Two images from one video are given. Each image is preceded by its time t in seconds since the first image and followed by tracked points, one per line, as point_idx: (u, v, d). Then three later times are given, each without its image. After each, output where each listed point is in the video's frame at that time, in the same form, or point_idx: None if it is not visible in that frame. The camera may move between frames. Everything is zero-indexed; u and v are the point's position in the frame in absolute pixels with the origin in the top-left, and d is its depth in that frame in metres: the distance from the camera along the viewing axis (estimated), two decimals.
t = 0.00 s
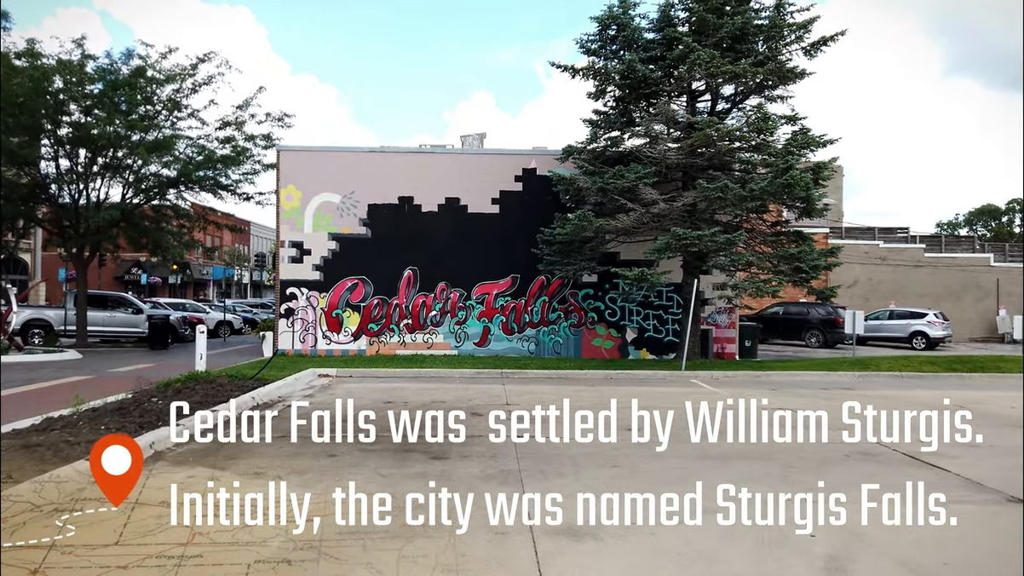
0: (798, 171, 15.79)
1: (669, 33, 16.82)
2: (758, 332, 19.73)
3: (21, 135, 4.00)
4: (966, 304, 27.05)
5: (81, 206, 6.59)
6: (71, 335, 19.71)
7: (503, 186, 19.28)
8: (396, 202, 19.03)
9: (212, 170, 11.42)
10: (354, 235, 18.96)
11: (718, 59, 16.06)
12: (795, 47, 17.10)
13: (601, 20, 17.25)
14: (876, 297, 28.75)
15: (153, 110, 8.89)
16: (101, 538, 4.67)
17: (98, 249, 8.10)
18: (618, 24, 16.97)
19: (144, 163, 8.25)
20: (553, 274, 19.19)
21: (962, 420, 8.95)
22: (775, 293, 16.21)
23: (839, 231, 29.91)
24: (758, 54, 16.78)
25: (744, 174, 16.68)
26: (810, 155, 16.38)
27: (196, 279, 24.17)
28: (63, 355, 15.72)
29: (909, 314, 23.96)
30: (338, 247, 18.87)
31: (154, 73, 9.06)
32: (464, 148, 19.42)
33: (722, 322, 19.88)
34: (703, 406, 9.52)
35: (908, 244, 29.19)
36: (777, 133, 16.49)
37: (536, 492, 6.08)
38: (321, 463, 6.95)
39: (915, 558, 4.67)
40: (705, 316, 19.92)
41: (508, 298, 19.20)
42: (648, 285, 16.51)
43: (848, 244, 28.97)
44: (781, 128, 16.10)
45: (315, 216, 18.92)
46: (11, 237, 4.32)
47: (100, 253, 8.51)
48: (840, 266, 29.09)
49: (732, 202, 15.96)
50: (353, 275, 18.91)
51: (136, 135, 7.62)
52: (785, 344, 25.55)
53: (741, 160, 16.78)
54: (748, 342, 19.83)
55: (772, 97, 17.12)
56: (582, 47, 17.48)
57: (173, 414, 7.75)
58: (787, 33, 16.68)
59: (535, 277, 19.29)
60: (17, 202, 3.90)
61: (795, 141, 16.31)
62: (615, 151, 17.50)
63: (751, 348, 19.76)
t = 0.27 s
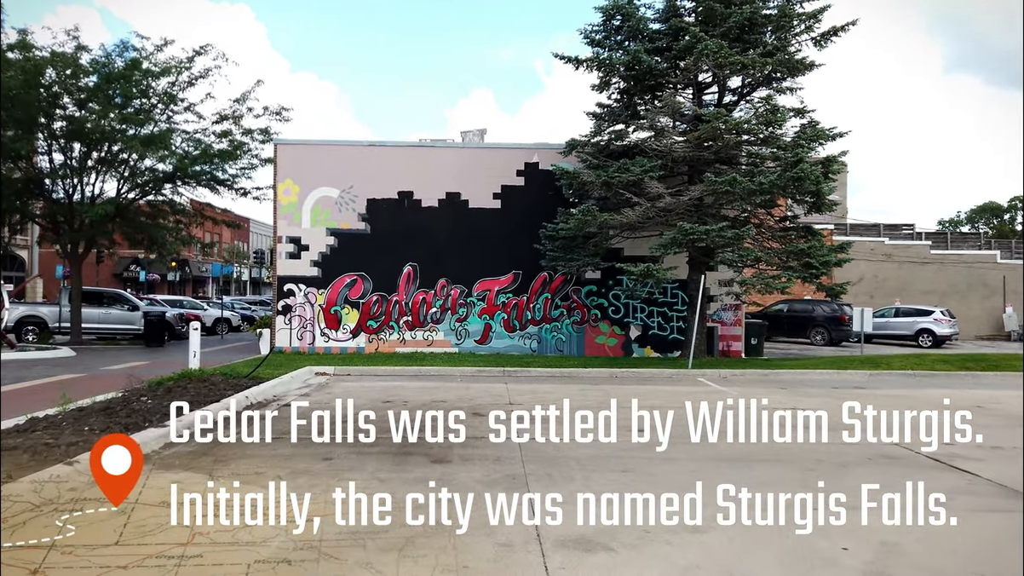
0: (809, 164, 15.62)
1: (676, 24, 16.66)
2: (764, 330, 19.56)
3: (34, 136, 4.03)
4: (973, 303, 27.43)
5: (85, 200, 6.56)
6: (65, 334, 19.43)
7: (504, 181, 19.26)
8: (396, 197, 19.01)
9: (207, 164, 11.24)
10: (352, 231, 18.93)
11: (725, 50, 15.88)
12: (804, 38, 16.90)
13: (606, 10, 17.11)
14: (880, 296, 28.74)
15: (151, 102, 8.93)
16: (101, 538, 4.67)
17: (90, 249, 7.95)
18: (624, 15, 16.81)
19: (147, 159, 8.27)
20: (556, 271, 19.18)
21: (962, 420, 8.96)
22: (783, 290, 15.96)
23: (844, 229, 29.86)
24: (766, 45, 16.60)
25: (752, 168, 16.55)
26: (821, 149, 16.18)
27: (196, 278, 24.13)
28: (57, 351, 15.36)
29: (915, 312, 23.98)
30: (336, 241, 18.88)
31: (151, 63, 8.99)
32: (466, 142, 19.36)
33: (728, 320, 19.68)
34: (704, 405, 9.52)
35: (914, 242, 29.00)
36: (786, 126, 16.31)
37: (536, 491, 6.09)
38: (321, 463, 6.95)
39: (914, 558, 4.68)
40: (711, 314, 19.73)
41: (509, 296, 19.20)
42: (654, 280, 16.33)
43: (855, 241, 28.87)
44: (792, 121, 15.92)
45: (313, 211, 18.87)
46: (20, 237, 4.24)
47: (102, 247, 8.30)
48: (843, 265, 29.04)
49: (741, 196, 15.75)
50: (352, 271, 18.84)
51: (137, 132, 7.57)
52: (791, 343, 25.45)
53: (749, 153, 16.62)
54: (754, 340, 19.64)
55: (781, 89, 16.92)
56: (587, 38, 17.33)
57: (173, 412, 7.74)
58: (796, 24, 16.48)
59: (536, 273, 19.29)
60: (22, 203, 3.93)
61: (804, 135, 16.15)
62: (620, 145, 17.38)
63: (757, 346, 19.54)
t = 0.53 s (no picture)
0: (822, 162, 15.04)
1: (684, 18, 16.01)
2: (775, 332, 19.00)
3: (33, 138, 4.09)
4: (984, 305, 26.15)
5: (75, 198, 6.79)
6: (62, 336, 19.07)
7: (508, 180, 18.86)
8: (399, 195, 18.70)
9: (208, 164, 11.30)
10: (353, 232, 18.64)
11: (736, 44, 15.25)
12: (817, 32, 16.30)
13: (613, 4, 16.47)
14: (891, 296, 27.38)
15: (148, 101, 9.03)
16: (101, 538, 4.67)
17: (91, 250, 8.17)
18: (631, 10, 16.19)
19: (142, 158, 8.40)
20: (561, 272, 18.85)
21: (962, 419, 8.96)
22: (797, 291, 15.46)
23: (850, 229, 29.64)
24: (778, 39, 15.92)
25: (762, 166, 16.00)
26: (835, 146, 15.57)
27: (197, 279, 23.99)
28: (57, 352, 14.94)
29: (925, 314, 23.63)
30: (338, 243, 18.61)
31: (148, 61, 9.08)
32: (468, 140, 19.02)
33: (737, 322, 19.19)
34: (704, 405, 9.48)
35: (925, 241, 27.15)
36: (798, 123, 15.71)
37: (536, 491, 6.09)
38: (321, 463, 6.95)
39: (916, 559, 4.69)
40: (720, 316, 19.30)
41: (514, 297, 18.84)
42: (663, 281, 16.01)
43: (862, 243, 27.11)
44: (805, 117, 15.30)
45: (313, 211, 18.59)
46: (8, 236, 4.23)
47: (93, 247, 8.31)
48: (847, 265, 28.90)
49: (753, 195, 15.21)
50: (353, 272, 18.57)
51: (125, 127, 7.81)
52: (801, 344, 25.17)
53: (760, 152, 16.04)
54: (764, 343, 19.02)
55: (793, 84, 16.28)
56: (593, 33, 16.72)
57: (172, 413, 7.62)
58: (808, 17, 15.85)
59: (542, 274, 18.89)
60: (23, 204, 3.98)
61: (818, 130, 15.43)
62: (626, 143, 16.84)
63: (766, 348, 18.94)
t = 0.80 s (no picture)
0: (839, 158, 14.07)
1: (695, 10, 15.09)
2: (786, 332, 18.41)
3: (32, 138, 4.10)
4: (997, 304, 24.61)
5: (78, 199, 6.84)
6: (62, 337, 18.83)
7: (512, 177, 18.55)
8: (401, 194, 18.37)
9: (208, 162, 11.40)
10: (355, 230, 18.35)
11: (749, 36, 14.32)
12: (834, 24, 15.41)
13: None
14: (900, 297, 26.11)
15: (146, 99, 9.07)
16: (101, 538, 4.67)
17: (92, 248, 8.21)
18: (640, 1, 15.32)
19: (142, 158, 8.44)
20: (567, 272, 18.48)
21: (963, 419, 8.94)
22: (812, 292, 14.27)
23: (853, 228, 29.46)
24: (791, 32, 15.01)
25: (775, 162, 15.08)
26: (850, 141, 14.62)
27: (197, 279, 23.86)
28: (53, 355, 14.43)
29: (937, 313, 22.67)
30: (339, 241, 18.28)
31: (147, 58, 9.10)
32: (471, 137, 18.69)
33: (747, 322, 18.75)
34: (704, 405, 9.47)
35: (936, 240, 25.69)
36: (813, 117, 14.74)
37: (536, 491, 6.08)
38: (320, 463, 6.95)
39: (914, 558, 4.70)
40: (730, 317, 18.74)
41: (519, 297, 18.48)
42: (672, 282, 15.22)
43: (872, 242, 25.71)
44: (820, 111, 14.35)
45: (314, 209, 18.32)
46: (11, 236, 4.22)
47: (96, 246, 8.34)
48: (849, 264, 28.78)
49: (766, 192, 14.37)
50: (355, 272, 18.31)
51: (124, 126, 7.84)
52: (809, 344, 24.51)
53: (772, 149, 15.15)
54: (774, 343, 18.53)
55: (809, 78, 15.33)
56: (599, 26, 15.86)
57: (172, 413, 7.48)
58: (824, 8, 14.92)
59: (547, 274, 18.54)
60: (22, 203, 3.99)
61: (829, 125, 14.54)
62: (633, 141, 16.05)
63: (778, 350, 18.47)
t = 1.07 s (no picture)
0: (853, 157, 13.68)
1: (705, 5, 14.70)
2: (795, 335, 17.69)
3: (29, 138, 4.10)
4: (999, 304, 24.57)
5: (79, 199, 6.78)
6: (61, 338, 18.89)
7: (518, 178, 17.94)
8: (405, 195, 17.83)
9: (208, 161, 11.39)
10: (357, 231, 17.75)
11: (761, 32, 13.95)
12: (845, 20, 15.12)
13: None
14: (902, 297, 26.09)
15: (147, 99, 9.03)
16: (101, 538, 4.68)
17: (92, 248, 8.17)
18: None
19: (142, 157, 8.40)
20: (573, 273, 17.84)
21: (963, 419, 8.95)
22: (826, 294, 13.86)
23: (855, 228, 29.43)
24: (804, 28, 14.58)
25: (787, 162, 14.66)
26: (863, 141, 14.27)
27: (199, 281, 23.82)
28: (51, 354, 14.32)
29: (948, 314, 21.41)
30: (339, 242, 17.70)
31: (146, 57, 9.09)
32: (476, 136, 18.07)
33: (755, 325, 18.05)
34: (704, 405, 9.48)
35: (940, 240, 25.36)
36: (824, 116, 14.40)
37: (535, 492, 6.09)
38: (320, 463, 6.96)
39: (913, 557, 4.71)
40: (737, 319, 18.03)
41: (524, 299, 17.89)
42: (681, 284, 14.64)
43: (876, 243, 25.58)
44: (832, 110, 14.00)
45: (315, 210, 17.71)
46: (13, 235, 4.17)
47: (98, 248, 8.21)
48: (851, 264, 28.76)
49: (779, 192, 13.91)
50: (357, 273, 17.75)
51: (122, 125, 7.72)
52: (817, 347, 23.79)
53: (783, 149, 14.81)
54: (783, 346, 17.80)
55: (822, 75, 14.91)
56: (605, 23, 15.50)
57: (172, 415, 7.38)
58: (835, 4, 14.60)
59: (553, 275, 17.89)
60: (19, 202, 3.99)
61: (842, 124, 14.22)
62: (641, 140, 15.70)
63: (788, 354, 17.76)
